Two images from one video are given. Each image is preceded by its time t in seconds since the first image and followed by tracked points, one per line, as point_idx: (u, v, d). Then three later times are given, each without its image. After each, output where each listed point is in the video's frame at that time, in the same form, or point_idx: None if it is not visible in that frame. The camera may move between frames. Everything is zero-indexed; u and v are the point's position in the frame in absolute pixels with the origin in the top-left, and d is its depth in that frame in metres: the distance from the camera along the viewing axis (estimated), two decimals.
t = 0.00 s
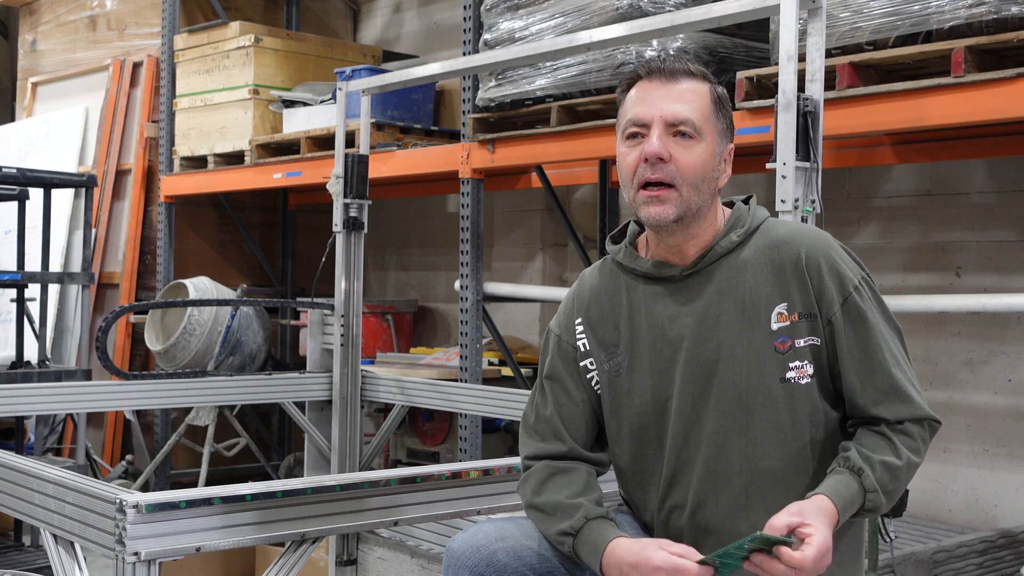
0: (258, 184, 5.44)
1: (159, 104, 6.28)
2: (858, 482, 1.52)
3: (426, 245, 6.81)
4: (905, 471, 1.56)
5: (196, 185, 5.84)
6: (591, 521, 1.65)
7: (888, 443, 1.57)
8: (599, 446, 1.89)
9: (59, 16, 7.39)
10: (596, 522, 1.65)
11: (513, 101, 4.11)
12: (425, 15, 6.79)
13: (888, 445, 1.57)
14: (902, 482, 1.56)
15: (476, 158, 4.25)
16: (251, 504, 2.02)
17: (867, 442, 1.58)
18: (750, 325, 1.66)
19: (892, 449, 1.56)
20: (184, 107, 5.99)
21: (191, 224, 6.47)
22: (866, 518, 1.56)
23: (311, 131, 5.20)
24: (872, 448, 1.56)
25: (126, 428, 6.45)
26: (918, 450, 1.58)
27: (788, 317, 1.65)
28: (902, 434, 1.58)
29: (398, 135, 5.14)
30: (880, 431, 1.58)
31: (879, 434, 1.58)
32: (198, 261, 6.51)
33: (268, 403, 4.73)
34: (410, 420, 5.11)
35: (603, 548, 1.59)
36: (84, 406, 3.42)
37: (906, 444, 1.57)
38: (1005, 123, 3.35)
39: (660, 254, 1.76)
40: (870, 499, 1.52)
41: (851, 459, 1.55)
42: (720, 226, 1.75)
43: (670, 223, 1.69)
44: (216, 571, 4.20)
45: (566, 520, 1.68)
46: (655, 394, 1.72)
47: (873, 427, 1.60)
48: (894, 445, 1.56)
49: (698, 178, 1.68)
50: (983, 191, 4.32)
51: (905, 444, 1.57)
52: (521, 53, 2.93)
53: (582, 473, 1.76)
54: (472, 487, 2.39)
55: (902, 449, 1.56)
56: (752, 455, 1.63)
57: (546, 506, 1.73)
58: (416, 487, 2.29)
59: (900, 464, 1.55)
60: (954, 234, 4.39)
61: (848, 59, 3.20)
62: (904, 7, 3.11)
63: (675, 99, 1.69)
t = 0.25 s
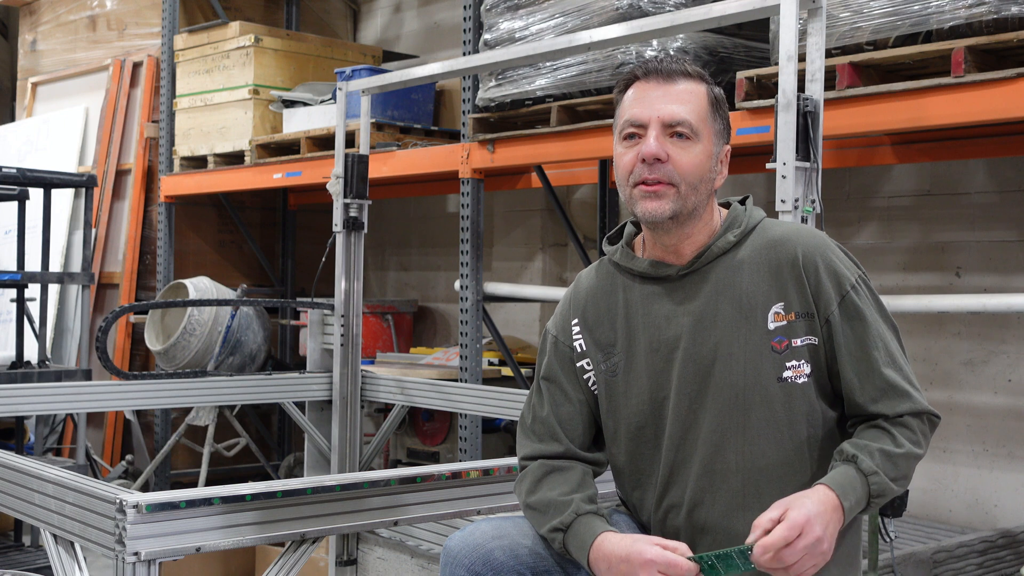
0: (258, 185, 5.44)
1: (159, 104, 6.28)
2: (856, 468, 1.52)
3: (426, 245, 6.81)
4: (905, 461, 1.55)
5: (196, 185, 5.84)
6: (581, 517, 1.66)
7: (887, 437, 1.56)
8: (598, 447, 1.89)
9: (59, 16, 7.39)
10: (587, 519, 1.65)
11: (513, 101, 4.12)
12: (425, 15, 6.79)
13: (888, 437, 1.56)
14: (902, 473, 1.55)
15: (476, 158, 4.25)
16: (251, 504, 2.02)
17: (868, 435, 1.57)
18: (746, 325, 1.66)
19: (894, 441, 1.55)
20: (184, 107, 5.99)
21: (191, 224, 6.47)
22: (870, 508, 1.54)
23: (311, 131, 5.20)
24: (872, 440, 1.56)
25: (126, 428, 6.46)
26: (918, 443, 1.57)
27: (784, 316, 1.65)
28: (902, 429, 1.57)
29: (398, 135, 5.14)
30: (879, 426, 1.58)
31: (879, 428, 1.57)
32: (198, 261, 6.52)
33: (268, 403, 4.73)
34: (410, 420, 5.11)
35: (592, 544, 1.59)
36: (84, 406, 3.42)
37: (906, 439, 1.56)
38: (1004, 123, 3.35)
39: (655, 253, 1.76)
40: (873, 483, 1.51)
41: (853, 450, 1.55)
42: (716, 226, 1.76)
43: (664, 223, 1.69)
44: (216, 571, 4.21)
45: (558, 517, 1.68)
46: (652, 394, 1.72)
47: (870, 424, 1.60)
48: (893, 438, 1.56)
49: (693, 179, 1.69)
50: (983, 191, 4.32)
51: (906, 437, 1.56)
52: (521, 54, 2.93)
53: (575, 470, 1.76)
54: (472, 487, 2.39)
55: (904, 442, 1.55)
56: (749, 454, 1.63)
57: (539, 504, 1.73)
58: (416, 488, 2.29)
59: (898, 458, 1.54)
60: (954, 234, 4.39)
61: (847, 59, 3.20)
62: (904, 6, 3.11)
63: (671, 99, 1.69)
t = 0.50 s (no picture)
0: (258, 185, 5.44)
1: (159, 104, 6.28)
2: (846, 472, 1.51)
3: (427, 245, 6.81)
4: (896, 465, 1.54)
5: (196, 185, 5.83)
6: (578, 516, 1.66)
7: (877, 438, 1.56)
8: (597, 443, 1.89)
9: (59, 16, 7.39)
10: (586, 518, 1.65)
11: (513, 101, 4.12)
12: (425, 15, 6.79)
13: (878, 441, 1.55)
14: (892, 479, 1.54)
15: (476, 158, 4.25)
16: (251, 504, 2.02)
17: (858, 438, 1.57)
18: (745, 322, 1.65)
19: (884, 446, 1.54)
20: (184, 107, 5.98)
21: (191, 224, 6.47)
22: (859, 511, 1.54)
23: (311, 131, 5.20)
24: (861, 443, 1.55)
25: (126, 428, 6.46)
26: (910, 447, 1.56)
27: (783, 314, 1.64)
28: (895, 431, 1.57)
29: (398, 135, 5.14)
30: (871, 429, 1.57)
31: (870, 432, 1.57)
32: (198, 261, 6.52)
33: (268, 403, 4.73)
34: (410, 420, 5.11)
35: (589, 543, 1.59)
36: (84, 406, 3.42)
37: (898, 443, 1.56)
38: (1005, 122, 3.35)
39: (656, 250, 1.76)
40: (861, 489, 1.51)
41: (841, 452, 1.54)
42: (718, 223, 1.75)
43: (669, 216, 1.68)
44: (217, 571, 4.21)
45: (555, 518, 1.69)
46: (651, 391, 1.72)
47: (865, 425, 1.59)
48: (885, 441, 1.55)
49: (697, 173, 1.67)
50: (983, 191, 4.32)
51: (897, 443, 1.55)
52: (521, 54, 2.93)
53: (569, 469, 1.76)
54: (472, 487, 2.39)
55: (894, 447, 1.54)
56: (747, 451, 1.63)
57: (536, 505, 1.73)
58: (417, 488, 2.29)
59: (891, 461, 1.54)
60: (954, 234, 4.39)
61: (848, 59, 3.20)
62: (904, 6, 3.11)
63: (675, 94, 1.69)
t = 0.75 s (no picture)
0: (258, 185, 5.44)
1: (159, 104, 6.28)
2: (834, 491, 1.47)
3: (426, 245, 6.81)
4: (883, 484, 1.50)
5: (196, 185, 5.84)
6: (597, 495, 1.64)
7: (869, 453, 1.51)
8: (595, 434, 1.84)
9: (59, 16, 7.39)
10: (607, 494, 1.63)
11: (513, 101, 4.12)
12: (425, 15, 6.79)
13: (869, 457, 1.50)
14: (877, 498, 1.50)
15: (476, 158, 4.25)
16: (251, 504, 2.02)
17: (850, 454, 1.51)
18: (755, 309, 1.60)
19: (872, 461, 1.50)
20: (184, 107, 5.99)
21: (191, 224, 6.47)
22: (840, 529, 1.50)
23: (311, 131, 5.20)
24: (852, 457, 1.50)
25: (126, 427, 6.45)
26: (901, 465, 1.51)
27: (796, 305, 1.58)
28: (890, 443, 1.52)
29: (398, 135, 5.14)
30: (863, 442, 1.52)
31: (864, 443, 1.52)
32: (198, 261, 6.52)
33: (268, 403, 4.73)
34: (410, 420, 5.11)
35: (612, 519, 1.58)
36: (84, 406, 3.42)
37: (889, 456, 1.51)
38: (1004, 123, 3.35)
39: (682, 234, 1.72)
40: (844, 509, 1.47)
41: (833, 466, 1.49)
42: (744, 213, 1.71)
43: (699, 201, 1.65)
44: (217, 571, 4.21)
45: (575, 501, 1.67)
46: (655, 376, 1.67)
47: (860, 434, 1.54)
48: (876, 455, 1.50)
49: (727, 158, 1.65)
50: (983, 191, 4.32)
51: (886, 461, 1.50)
52: (521, 54, 2.93)
53: (584, 446, 1.75)
54: (472, 487, 2.39)
55: (884, 465, 1.50)
56: (744, 442, 1.57)
57: (558, 486, 1.72)
58: (417, 488, 2.29)
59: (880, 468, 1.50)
60: (954, 234, 4.39)
61: (847, 59, 3.21)
62: (904, 7, 3.11)
63: (708, 79, 1.66)
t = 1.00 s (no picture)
0: (258, 185, 5.44)
1: (159, 104, 6.28)
2: (832, 464, 1.48)
3: (426, 245, 6.81)
4: (884, 473, 1.48)
5: (196, 185, 5.84)
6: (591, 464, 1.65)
7: (873, 447, 1.50)
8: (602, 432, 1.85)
9: (59, 16, 7.39)
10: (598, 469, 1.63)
11: (513, 101, 4.12)
12: (425, 15, 6.79)
13: (873, 446, 1.50)
14: (878, 488, 1.49)
15: (476, 158, 4.25)
16: (251, 504, 2.02)
17: (854, 441, 1.51)
18: (768, 304, 1.60)
19: (874, 446, 1.50)
20: (184, 107, 5.99)
21: (191, 224, 6.47)
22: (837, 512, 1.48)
23: (310, 131, 5.20)
24: (856, 443, 1.51)
25: (126, 427, 6.45)
26: (904, 462, 1.50)
27: (810, 303, 1.58)
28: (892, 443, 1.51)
29: (398, 135, 5.14)
30: (868, 432, 1.53)
31: (868, 434, 1.53)
32: (198, 261, 6.52)
33: (268, 404, 4.73)
34: (410, 420, 5.11)
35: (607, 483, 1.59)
36: (84, 406, 3.41)
37: (891, 455, 1.49)
38: (1004, 123, 3.35)
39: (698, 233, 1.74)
40: (841, 482, 1.47)
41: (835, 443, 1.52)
42: (759, 218, 1.72)
43: (711, 204, 1.67)
44: (216, 571, 4.21)
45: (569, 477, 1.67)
46: (665, 367, 1.68)
47: (867, 433, 1.53)
48: (879, 452, 1.49)
49: (741, 164, 1.66)
50: (983, 191, 4.32)
51: (891, 454, 1.49)
52: (521, 53, 2.93)
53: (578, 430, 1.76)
54: (471, 487, 2.38)
55: (888, 460, 1.49)
56: (749, 433, 1.57)
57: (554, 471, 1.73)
58: (417, 488, 2.29)
59: (882, 466, 1.48)
60: (954, 234, 4.40)
61: (847, 59, 3.21)
62: (904, 7, 3.12)
63: (723, 86, 1.67)
